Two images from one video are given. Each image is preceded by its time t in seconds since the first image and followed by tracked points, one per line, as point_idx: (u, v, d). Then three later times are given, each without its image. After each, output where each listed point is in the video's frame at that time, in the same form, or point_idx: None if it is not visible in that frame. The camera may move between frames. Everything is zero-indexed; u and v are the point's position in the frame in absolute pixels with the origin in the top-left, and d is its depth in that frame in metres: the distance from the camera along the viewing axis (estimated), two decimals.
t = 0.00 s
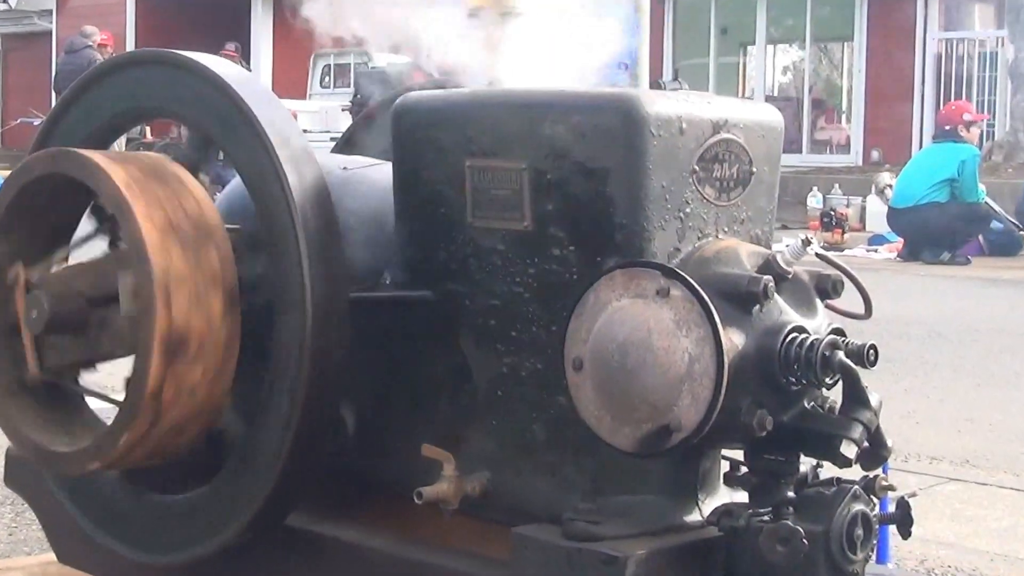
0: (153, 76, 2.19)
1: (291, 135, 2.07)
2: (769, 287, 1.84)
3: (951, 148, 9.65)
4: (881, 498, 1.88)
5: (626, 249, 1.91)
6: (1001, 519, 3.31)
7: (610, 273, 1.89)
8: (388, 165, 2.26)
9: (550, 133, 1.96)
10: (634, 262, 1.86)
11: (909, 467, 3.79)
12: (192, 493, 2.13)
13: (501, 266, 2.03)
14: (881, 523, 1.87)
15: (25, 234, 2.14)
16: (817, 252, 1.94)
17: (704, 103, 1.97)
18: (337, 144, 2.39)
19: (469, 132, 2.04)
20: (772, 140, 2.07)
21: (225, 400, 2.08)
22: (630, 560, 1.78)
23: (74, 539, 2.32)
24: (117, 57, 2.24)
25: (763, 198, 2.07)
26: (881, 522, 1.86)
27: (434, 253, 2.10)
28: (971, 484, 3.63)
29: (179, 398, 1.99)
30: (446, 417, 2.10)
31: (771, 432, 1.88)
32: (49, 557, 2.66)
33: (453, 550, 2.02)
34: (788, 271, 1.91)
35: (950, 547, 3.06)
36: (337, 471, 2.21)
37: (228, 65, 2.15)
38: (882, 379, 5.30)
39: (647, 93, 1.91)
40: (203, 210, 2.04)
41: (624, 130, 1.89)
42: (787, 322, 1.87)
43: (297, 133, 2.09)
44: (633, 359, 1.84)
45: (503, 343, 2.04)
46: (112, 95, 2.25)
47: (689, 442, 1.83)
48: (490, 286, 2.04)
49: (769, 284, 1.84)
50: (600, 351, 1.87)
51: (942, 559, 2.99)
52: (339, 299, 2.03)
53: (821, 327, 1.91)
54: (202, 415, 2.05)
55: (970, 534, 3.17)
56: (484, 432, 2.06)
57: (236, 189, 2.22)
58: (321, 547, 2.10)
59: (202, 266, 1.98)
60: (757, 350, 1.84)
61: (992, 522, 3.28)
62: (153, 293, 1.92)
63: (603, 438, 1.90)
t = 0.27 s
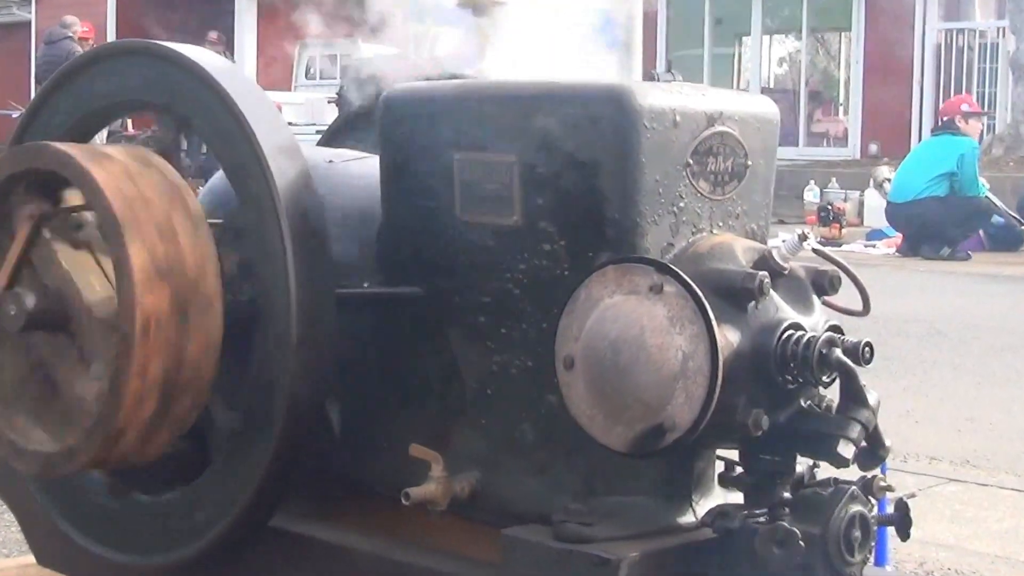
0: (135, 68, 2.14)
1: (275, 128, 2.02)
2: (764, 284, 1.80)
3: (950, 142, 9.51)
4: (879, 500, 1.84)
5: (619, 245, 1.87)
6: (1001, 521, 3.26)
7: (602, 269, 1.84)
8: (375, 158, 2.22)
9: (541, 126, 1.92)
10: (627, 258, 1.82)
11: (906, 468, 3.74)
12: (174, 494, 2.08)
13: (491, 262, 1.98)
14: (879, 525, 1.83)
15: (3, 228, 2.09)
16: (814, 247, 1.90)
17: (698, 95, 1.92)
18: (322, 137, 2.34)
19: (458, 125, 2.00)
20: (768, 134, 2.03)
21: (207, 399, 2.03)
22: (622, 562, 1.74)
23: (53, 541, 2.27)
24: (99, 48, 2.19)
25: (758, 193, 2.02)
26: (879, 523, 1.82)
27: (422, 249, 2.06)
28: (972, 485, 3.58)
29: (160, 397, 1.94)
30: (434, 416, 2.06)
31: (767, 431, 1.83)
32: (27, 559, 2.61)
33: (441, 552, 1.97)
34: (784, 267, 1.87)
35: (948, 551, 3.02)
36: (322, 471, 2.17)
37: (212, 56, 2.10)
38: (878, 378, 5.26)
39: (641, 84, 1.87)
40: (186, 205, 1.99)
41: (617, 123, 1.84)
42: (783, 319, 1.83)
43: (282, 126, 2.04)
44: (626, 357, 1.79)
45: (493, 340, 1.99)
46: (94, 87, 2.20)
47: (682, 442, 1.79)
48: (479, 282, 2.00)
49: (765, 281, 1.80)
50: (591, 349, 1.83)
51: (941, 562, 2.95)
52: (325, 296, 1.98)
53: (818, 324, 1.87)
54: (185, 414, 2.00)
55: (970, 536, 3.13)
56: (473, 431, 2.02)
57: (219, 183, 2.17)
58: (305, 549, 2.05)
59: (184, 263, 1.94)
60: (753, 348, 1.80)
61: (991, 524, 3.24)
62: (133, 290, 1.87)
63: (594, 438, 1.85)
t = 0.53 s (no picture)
0: (116, 58, 2.09)
1: (259, 121, 1.97)
2: (760, 280, 1.76)
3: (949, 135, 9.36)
4: (877, 501, 1.79)
5: (610, 240, 1.83)
6: (999, 526, 3.21)
7: (594, 264, 1.80)
8: (361, 151, 2.16)
9: (531, 118, 1.87)
10: (619, 254, 1.78)
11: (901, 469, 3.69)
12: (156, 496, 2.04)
13: (479, 257, 1.94)
14: (877, 527, 1.79)
15: None
16: (810, 242, 1.85)
17: (692, 87, 1.88)
18: (307, 130, 2.29)
19: (446, 117, 1.95)
20: (764, 127, 1.98)
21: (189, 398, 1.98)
22: (614, 565, 1.70)
23: (32, 543, 2.22)
24: (79, 39, 2.14)
25: (754, 187, 1.98)
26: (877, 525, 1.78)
27: (408, 244, 2.01)
28: (974, 487, 3.52)
29: (140, 396, 1.89)
30: (421, 415, 2.01)
31: (762, 431, 1.79)
32: (5, 562, 2.56)
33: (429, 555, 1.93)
34: (780, 263, 1.82)
35: (948, 552, 2.96)
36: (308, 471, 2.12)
37: (195, 47, 2.05)
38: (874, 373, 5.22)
39: (633, 75, 1.83)
40: (168, 200, 1.94)
41: (608, 116, 1.80)
42: (779, 316, 1.79)
43: (266, 118, 1.99)
44: (618, 355, 1.75)
45: (481, 337, 1.95)
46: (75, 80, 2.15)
47: (676, 441, 1.75)
48: (468, 278, 1.95)
49: (761, 277, 1.76)
50: (582, 347, 1.78)
51: (940, 562, 2.90)
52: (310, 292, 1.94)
53: (815, 321, 1.82)
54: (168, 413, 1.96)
55: (969, 536, 3.09)
56: (461, 430, 1.97)
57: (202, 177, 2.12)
58: (290, 552, 2.01)
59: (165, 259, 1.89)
60: (748, 345, 1.76)
61: (989, 530, 3.18)
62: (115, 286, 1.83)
63: (585, 437, 1.81)
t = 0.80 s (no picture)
0: (97, 47, 2.04)
1: (243, 113, 1.92)
2: (755, 275, 1.72)
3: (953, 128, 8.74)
4: (875, 502, 1.76)
5: (602, 234, 1.78)
6: (1002, 499, 3.14)
7: (586, 260, 1.76)
8: (346, 143, 2.10)
9: (520, 110, 1.82)
10: (611, 249, 1.73)
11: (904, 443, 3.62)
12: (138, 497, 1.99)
13: (467, 252, 1.89)
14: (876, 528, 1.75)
15: None
16: (806, 237, 1.81)
17: (686, 78, 1.83)
18: (291, 120, 2.24)
19: (433, 109, 1.90)
20: (759, 119, 1.93)
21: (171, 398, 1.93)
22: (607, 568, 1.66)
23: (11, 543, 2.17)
24: (59, 27, 2.09)
25: (749, 179, 1.93)
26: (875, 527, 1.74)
27: (395, 238, 1.96)
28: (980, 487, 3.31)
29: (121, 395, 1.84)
30: (408, 414, 1.97)
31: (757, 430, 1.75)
32: None
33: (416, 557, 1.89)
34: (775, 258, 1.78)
35: (954, 527, 2.89)
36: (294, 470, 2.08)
37: (177, 37, 2.00)
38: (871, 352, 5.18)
39: (624, 66, 1.78)
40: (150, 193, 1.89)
41: (599, 108, 1.76)
42: (775, 312, 1.74)
43: (249, 110, 1.94)
44: (610, 352, 1.71)
45: (470, 334, 1.90)
46: (55, 69, 2.10)
47: (669, 441, 1.71)
48: (456, 274, 1.91)
49: (756, 272, 1.72)
50: (573, 344, 1.74)
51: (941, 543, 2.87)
52: (294, 288, 1.89)
53: (811, 318, 1.78)
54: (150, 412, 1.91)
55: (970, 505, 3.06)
56: (449, 429, 1.93)
57: (183, 171, 2.07)
58: (274, 554, 1.96)
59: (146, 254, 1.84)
60: (743, 343, 1.72)
61: (993, 503, 3.11)
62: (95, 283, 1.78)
63: (577, 437, 1.77)
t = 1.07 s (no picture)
0: (76, 37, 1.99)
1: (225, 103, 1.87)
2: (750, 270, 1.68)
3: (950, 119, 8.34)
4: (874, 503, 1.70)
5: (593, 229, 1.74)
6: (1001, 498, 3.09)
7: (577, 255, 1.71)
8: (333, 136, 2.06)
9: (510, 101, 1.78)
10: (603, 244, 1.69)
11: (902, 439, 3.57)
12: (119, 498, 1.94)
13: (456, 247, 1.85)
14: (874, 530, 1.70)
15: None
16: (803, 231, 1.76)
17: (679, 68, 1.79)
18: (275, 112, 2.19)
19: (420, 100, 1.86)
20: (755, 109, 1.88)
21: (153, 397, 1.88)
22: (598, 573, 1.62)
23: None
24: (37, 16, 2.04)
25: (744, 172, 1.88)
26: (873, 528, 1.69)
27: (381, 233, 1.92)
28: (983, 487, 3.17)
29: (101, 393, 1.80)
30: (395, 413, 1.92)
31: (752, 429, 1.70)
32: None
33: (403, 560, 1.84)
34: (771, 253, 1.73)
35: (954, 526, 2.85)
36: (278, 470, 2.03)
37: (159, 27, 1.95)
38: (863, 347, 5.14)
39: (616, 57, 1.74)
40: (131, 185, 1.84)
41: (590, 99, 1.71)
42: (771, 309, 1.70)
43: (233, 101, 1.90)
44: (601, 350, 1.66)
45: (458, 331, 1.86)
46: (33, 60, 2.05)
47: (662, 441, 1.67)
48: (444, 270, 1.86)
49: (751, 267, 1.68)
50: (563, 342, 1.69)
51: (937, 541, 2.83)
52: (278, 284, 1.84)
53: (808, 314, 1.74)
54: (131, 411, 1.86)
55: (966, 503, 3.02)
56: (437, 429, 1.88)
57: (165, 164, 2.02)
58: (258, 556, 1.92)
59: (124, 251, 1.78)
60: (738, 340, 1.67)
61: (992, 501, 3.07)
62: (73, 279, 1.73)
63: (567, 436, 1.72)
